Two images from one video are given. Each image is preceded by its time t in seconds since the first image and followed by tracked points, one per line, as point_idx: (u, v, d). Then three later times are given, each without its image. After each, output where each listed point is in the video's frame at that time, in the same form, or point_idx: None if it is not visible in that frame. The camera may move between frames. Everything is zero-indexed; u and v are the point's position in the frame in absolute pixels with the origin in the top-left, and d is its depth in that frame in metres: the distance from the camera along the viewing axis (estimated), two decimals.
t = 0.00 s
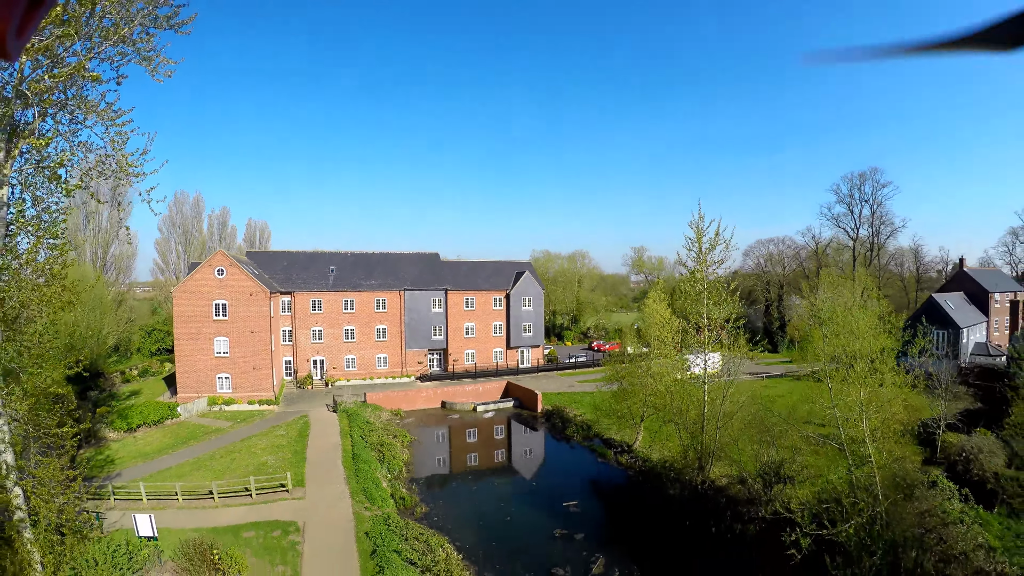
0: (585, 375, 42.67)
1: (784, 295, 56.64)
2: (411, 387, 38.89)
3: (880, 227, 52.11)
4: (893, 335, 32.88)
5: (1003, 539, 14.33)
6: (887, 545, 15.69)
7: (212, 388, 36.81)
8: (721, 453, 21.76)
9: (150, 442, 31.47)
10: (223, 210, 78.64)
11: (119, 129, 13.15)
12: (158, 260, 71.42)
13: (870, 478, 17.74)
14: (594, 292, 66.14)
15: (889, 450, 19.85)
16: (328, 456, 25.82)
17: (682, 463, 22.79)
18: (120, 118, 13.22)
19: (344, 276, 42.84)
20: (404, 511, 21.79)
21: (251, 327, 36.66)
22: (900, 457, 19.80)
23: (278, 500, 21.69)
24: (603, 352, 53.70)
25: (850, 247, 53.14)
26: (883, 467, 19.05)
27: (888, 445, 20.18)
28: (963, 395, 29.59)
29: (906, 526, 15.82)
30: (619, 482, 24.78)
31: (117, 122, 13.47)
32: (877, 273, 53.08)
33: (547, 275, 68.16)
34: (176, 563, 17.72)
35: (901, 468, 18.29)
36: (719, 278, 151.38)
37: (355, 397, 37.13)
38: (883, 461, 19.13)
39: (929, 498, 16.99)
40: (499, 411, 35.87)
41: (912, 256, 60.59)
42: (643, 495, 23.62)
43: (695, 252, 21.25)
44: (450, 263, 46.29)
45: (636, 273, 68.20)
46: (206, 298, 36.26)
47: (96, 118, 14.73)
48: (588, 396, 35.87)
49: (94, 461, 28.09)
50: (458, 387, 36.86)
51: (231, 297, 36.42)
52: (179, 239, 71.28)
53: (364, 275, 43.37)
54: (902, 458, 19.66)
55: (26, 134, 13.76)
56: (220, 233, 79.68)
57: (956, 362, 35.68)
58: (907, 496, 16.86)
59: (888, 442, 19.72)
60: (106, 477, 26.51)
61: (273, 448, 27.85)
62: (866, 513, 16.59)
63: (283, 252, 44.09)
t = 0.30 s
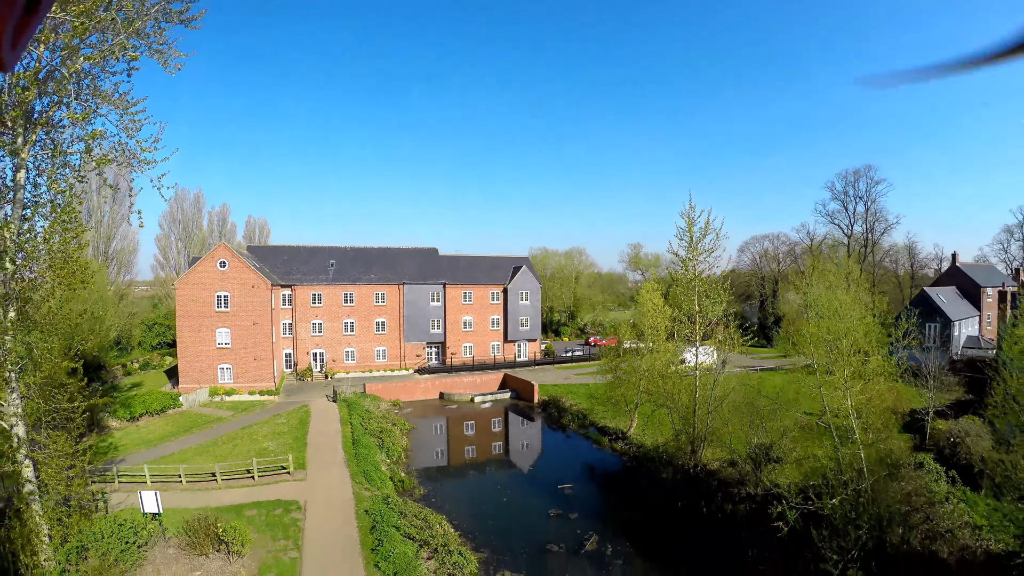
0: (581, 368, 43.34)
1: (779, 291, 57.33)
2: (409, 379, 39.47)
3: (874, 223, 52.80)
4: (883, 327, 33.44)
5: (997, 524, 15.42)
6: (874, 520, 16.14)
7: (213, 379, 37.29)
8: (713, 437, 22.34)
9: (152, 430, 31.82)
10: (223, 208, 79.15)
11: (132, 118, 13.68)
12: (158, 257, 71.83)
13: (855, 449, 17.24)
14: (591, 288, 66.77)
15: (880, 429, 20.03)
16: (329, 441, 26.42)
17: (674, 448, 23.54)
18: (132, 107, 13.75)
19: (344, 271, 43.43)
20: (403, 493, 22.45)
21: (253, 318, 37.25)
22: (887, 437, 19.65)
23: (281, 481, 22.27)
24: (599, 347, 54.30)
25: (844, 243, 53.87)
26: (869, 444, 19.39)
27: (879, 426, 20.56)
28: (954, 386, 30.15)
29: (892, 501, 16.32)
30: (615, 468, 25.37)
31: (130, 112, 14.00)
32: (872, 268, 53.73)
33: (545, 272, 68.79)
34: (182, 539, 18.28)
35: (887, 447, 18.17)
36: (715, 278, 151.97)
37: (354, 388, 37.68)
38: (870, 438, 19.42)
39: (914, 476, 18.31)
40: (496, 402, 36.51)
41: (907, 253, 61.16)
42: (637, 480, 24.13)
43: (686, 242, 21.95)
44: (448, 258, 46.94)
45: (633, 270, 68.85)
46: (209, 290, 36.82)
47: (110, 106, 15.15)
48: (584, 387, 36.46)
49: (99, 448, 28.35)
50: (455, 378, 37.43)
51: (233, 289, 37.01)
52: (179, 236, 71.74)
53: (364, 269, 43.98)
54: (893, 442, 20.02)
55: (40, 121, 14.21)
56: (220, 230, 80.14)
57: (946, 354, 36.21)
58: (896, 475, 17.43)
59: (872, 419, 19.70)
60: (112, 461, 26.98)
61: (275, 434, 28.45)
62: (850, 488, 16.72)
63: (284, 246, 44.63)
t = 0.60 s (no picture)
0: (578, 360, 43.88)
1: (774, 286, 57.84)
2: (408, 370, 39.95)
3: (870, 219, 53.26)
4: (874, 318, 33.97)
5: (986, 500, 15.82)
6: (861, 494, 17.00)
7: (214, 369, 37.71)
8: (705, 420, 22.81)
9: (154, 416, 32.16)
10: (223, 204, 79.54)
11: (138, 101, 14.18)
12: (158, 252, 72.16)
13: (842, 427, 17.76)
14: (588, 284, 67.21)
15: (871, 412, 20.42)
16: (329, 426, 26.91)
17: (668, 432, 24.38)
18: (138, 91, 14.23)
19: (344, 263, 43.88)
20: (401, 474, 22.95)
21: (253, 309, 37.73)
22: (872, 416, 20.00)
23: (281, 462, 22.74)
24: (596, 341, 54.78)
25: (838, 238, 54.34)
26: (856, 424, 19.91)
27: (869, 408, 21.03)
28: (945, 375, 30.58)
29: (879, 476, 17.08)
30: (610, 453, 25.88)
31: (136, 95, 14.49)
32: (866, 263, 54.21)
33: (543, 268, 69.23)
34: (184, 514, 18.73)
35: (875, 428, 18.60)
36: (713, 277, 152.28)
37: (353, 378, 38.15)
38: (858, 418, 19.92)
39: (901, 456, 18.63)
40: (493, 392, 37.00)
41: (901, 249, 61.67)
42: (632, 463, 24.62)
43: (677, 229, 22.45)
44: (447, 252, 47.44)
45: (631, 266, 69.30)
46: (210, 281, 37.27)
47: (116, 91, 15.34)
48: (580, 376, 36.96)
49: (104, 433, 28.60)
50: (453, 369, 37.90)
51: (234, 280, 37.48)
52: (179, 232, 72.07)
53: (364, 262, 44.45)
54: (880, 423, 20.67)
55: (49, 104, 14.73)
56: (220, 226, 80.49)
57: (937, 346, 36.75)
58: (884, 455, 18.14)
59: (858, 397, 19.76)
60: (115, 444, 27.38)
61: (276, 420, 28.94)
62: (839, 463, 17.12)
63: (284, 240, 45.08)
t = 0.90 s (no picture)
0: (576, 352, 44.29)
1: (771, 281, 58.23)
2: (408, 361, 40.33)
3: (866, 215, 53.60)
4: (868, 308, 34.33)
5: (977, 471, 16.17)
6: (852, 470, 17.09)
7: (216, 359, 38.02)
8: (701, 404, 23.12)
9: (156, 404, 32.42)
10: (223, 200, 79.86)
11: (146, 89, 14.60)
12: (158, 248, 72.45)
13: (833, 402, 17.73)
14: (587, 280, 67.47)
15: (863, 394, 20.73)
16: (330, 412, 27.27)
17: (662, 416, 24.52)
18: (146, 73, 14.58)
19: (344, 257, 44.21)
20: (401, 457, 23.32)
21: (255, 299, 38.10)
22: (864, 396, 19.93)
23: (283, 444, 23.09)
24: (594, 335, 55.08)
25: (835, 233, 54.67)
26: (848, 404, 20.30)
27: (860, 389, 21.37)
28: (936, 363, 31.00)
29: (870, 452, 17.08)
30: (607, 438, 26.24)
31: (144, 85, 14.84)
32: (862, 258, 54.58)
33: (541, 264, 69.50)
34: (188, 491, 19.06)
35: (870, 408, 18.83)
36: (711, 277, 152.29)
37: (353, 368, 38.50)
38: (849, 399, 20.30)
39: (891, 435, 18.46)
40: (491, 382, 37.35)
41: (897, 245, 61.95)
42: (628, 448, 25.00)
43: (671, 216, 22.81)
44: (446, 246, 47.82)
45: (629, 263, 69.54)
46: (212, 271, 37.61)
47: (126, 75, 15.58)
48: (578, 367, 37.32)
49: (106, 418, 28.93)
50: (452, 359, 38.24)
51: (236, 271, 37.84)
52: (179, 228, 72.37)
53: (364, 255, 44.80)
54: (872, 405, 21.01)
55: (58, 92, 15.09)
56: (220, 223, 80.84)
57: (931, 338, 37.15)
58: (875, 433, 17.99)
59: (849, 375, 20.17)
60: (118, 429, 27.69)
61: (277, 406, 29.37)
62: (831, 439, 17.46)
63: (285, 233, 45.42)
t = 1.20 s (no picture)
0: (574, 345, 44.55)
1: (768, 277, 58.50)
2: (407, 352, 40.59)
3: (862, 211, 53.93)
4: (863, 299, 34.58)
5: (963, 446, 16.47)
6: (845, 447, 17.29)
7: (216, 350, 38.21)
8: (696, 389, 23.33)
9: (157, 392, 32.57)
10: (223, 197, 80.18)
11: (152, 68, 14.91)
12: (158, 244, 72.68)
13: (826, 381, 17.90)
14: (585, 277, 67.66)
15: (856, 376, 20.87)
16: (329, 398, 27.48)
17: (658, 401, 24.73)
18: (151, 53, 14.90)
19: (344, 250, 44.46)
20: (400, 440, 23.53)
21: (255, 291, 38.35)
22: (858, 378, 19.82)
23: (283, 427, 23.30)
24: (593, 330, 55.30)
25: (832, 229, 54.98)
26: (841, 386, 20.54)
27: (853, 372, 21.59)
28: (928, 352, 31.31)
29: (863, 430, 17.29)
30: (603, 424, 26.43)
31: (150, 67, 15.20)
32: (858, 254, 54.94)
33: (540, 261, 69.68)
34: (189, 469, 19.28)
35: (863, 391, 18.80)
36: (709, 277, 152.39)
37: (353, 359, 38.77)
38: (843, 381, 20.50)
39: (884, 416, 18.52)
40: (490, 373, 37.59)
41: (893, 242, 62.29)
42: (625, 433, 25.23)
43: (667, 203, 23.07)
44: (445, 240, 48.11)
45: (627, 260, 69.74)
46: (213, 263, 37.85)
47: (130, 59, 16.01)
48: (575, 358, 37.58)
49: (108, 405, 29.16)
50: (451, 351, 38.47)
51: (237, 262, 38.10)
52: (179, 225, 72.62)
53: (363, 249, 45.07)
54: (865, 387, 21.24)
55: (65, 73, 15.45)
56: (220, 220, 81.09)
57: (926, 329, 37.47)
58: (868, 413, 18.04)
59: (843, 357, 20.35)
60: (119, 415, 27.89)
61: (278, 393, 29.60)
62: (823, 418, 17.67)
63: (285, 227, 45.67)
